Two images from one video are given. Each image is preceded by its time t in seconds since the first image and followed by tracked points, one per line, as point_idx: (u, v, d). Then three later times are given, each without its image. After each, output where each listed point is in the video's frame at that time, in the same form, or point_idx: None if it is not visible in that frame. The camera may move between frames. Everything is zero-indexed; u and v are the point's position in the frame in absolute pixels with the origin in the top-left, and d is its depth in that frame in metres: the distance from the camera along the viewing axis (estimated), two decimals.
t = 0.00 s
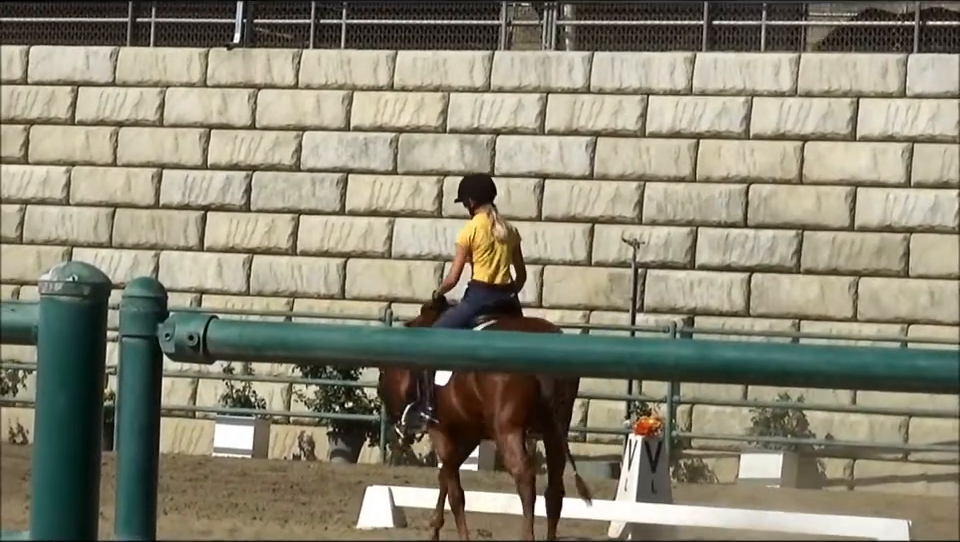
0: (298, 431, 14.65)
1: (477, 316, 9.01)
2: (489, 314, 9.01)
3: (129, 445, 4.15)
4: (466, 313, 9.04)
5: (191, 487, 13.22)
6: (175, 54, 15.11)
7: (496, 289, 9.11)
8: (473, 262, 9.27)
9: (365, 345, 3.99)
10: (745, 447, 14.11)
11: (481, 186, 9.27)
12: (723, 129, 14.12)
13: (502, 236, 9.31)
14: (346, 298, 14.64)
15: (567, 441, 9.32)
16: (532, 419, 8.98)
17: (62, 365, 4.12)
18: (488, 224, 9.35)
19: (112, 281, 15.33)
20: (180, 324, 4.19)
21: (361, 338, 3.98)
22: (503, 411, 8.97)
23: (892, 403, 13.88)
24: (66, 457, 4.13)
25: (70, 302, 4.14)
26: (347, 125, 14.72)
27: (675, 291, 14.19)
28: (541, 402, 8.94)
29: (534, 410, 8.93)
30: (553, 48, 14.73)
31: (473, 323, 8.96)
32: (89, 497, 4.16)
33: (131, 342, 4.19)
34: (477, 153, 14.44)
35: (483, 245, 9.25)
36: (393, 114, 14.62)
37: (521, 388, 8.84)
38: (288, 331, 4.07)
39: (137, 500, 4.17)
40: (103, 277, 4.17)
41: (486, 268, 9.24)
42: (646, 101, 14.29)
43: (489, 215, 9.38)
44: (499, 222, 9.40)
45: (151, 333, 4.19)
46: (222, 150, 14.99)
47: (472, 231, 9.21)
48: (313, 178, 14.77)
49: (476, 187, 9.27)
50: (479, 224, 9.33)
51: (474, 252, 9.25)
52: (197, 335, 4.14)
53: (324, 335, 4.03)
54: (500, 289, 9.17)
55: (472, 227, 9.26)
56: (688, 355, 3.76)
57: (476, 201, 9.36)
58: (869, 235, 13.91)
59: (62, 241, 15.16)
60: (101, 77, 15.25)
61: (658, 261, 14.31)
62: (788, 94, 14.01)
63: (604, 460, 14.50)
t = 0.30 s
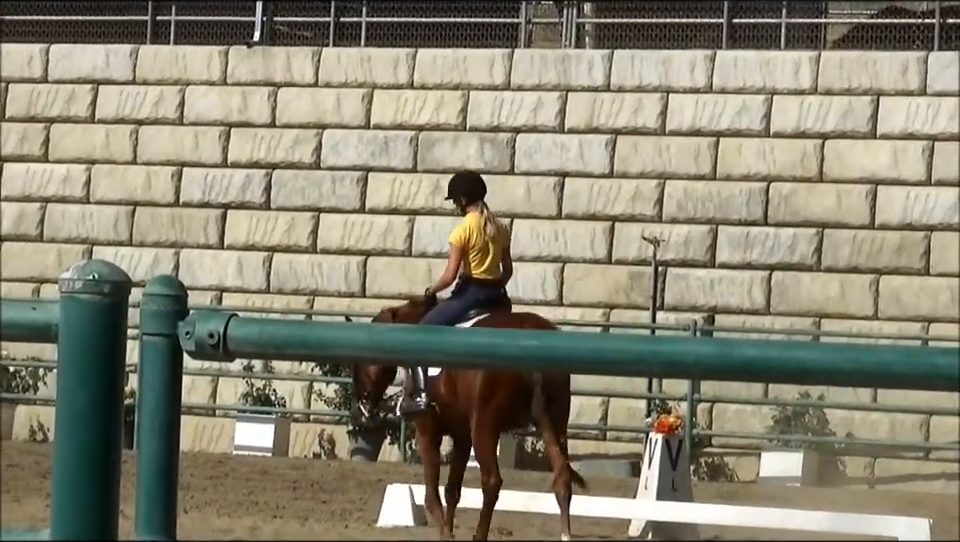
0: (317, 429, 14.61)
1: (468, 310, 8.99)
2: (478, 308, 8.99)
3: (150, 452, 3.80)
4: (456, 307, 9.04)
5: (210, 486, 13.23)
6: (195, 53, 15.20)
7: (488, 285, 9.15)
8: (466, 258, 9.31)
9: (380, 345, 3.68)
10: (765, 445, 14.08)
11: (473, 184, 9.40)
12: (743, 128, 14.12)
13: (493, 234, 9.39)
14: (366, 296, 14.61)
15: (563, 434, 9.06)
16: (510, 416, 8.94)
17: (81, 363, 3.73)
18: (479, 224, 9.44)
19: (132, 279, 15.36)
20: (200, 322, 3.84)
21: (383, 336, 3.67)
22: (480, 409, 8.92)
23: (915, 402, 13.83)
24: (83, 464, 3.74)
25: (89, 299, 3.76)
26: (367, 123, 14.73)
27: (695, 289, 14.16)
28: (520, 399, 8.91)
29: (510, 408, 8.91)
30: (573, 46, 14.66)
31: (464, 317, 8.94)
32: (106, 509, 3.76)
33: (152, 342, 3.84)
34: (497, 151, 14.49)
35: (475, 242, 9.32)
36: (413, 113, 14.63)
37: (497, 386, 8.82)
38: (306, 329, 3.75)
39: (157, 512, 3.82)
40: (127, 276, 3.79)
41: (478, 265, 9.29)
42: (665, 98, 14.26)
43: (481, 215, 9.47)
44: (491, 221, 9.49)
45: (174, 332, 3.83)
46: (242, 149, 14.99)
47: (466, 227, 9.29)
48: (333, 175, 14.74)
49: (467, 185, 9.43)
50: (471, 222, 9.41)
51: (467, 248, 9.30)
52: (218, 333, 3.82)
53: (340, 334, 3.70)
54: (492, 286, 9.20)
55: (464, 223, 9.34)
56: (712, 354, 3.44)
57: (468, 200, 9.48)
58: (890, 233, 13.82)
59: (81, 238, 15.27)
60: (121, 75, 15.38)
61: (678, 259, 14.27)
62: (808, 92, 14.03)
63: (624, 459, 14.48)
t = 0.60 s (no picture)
0: (349, 430, 14.54)
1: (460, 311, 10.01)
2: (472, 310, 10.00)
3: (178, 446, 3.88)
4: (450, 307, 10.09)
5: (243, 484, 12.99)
6: (224, 47, 15.02)
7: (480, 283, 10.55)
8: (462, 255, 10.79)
9: (406, 345, 3.74)
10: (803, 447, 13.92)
11: (471, 186, 10.80)
12: (781, 124, 13.86)
13: (488, 233, 10.87)
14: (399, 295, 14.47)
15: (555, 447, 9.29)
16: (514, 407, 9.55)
17: (111, 363, 3.86)
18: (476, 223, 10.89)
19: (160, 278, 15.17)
20: (228, 322, 3.88)
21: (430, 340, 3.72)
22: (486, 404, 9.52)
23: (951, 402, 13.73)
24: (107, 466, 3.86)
25: (119, 299, 3.88)
26: (401, 119, 15.00)
27: (732, 289, 13.65)
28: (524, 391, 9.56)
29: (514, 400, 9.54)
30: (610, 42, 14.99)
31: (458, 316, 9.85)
32: (137, 500, 3.88)
33: (181, 341, 3.91)
34: (531, 148, 14.73)
35: (471, 240, 10.80)
36: (446, 109, 14.89)
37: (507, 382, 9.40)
38: (339, 330, 3.80)
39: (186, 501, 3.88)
40: (153, 274, 3.90)
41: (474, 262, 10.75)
42: (702, 95, 14.44)
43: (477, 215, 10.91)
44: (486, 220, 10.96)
45: (203, 332, 3.89)
46: (274, 147, 15.00)
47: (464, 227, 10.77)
48: (365, 173, 14.92)
49: (466, 186, 10.87)
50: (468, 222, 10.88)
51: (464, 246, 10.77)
52: (247, 333, 3.84)
53: (364, 335, 3.77)
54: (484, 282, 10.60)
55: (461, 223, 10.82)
56: (749, 352, 3.52)
57: (466, 200, 10.92)
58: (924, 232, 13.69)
59: (110, 238, 14.82)
60: (150, 71, 15.12)
61: (714, 257, 14.14)
62: (846, 87, 13.44)
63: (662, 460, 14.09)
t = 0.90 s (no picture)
0: (386, 435, 13.97)
1: (456, 312, 8.56)
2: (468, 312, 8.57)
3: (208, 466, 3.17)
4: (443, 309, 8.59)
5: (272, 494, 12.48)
6: (256, 38, 14.65)
7: (475, 288, 8.75)
8: (454, 261, 8.84)
9: (432, 346, 3.09)
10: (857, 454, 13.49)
11: (464, 182, 8.87)
12: (834, 117, 13.44)
13: (482, 236, 8.92)
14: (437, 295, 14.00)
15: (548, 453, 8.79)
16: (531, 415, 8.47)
17: (136, 367, 3.14)
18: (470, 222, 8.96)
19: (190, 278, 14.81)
20: (261, 321, 3.21)
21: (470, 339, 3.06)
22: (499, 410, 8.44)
23: None
24: (125, 493, 3.15)
25: (145, 300, 3.16)
26: (438, 114, 14.21)
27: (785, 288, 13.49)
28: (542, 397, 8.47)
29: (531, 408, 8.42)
30: (655, 33, 14.12)
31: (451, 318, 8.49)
32: (163, 530, 3.17)
33: (209, 344, 3.20)
34: (575, 143, 13.95)
35: (464, 243, 8.85)
36: (484, 102, 14.13)
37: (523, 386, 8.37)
38: (371, 330, 3.14)
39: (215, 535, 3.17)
40: (183, 270, 3.17)
41: (466, 267, 8.85)
42: (751, 88, 13.66)
43: (471, 213, 8.96)
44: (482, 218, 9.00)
45: (235, 334, 3.19)
46: (308, 142, 14.45)
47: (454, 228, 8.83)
48: (402, 168, 14.20)
49: (459, 182, 8.93)
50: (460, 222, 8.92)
51: (455, 250, 8.82)
52: (280, 334, 3.17)
53: (401, 334, 3.11)
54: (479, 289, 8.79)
55: (453, 222, 8.88)
56: (802, 356, 2.94)
57: (458, 198, 8.96)
58: None
59: (139, 235, 14.79)
60: (179, 63, 14.82)
61: (766, 255, 13.61)
62: (901, 80, 13.30)
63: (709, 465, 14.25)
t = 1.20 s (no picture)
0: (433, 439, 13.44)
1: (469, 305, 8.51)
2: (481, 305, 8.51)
3: (249, 466, 3.00)
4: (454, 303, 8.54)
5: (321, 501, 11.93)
6: (298, 28, 14.64)
7: (488, 280, 8.66)
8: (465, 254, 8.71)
9: (477, 347, 2.93)
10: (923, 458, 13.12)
11: (469, 175, 8.81)
12: (898, 109, 13.23)
13: (491, 228, 8.82)
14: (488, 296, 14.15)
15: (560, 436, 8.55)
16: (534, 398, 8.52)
17: (175, 369, 2.94)
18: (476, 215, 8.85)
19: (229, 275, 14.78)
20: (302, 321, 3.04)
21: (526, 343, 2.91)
22: (500, 397, 8.50)
23: None
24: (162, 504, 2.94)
25: (183, 298, 2.96)
26: (486, 106, 14.15)
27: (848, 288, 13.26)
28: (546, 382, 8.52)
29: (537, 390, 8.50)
30: (711, 22, 14.07)
31: (466, 311, 8.46)
32: None
33: (249, 344, 3.03)
34: (628, 135, 13.81)
35: (474, 235, 8.73)
36: (534, 93, 14.07)
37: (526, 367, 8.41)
38: (413, 330, 2.98)
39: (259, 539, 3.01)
40: (223, 267, 2.98)
41: (476, 260, 8.74)
42: (812, 77, 13.46)
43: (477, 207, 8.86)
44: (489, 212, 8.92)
45: (276, 334, 3.03)
46: (351, 134, 14.43)
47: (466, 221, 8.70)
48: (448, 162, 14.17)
49: (463, 175, 8.83)
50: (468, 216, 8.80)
51: (467, 243, 8.70)
52: (322, 334, 3.01)
53: (450, 336, 2.94)
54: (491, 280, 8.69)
55: (462, 215, 8.75)
56: (863, 358, 2.77)
57: (463, 191, 8.85)
58: None
59: (175, 231, 14.70)
60: (218, 53, 14.73)
61: (827, 254, 13.40)
62: None
63: (769, 470, 14.01)
